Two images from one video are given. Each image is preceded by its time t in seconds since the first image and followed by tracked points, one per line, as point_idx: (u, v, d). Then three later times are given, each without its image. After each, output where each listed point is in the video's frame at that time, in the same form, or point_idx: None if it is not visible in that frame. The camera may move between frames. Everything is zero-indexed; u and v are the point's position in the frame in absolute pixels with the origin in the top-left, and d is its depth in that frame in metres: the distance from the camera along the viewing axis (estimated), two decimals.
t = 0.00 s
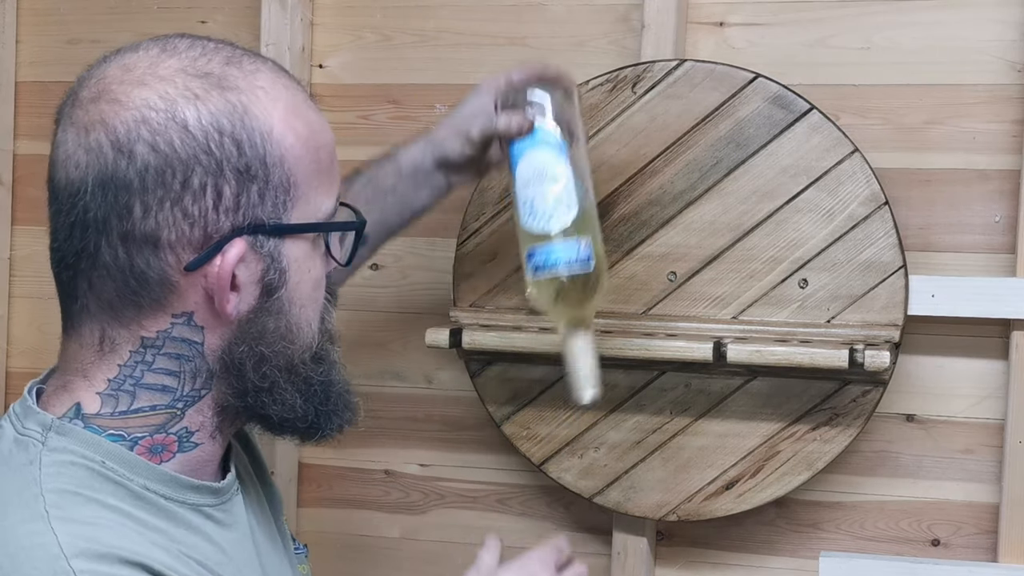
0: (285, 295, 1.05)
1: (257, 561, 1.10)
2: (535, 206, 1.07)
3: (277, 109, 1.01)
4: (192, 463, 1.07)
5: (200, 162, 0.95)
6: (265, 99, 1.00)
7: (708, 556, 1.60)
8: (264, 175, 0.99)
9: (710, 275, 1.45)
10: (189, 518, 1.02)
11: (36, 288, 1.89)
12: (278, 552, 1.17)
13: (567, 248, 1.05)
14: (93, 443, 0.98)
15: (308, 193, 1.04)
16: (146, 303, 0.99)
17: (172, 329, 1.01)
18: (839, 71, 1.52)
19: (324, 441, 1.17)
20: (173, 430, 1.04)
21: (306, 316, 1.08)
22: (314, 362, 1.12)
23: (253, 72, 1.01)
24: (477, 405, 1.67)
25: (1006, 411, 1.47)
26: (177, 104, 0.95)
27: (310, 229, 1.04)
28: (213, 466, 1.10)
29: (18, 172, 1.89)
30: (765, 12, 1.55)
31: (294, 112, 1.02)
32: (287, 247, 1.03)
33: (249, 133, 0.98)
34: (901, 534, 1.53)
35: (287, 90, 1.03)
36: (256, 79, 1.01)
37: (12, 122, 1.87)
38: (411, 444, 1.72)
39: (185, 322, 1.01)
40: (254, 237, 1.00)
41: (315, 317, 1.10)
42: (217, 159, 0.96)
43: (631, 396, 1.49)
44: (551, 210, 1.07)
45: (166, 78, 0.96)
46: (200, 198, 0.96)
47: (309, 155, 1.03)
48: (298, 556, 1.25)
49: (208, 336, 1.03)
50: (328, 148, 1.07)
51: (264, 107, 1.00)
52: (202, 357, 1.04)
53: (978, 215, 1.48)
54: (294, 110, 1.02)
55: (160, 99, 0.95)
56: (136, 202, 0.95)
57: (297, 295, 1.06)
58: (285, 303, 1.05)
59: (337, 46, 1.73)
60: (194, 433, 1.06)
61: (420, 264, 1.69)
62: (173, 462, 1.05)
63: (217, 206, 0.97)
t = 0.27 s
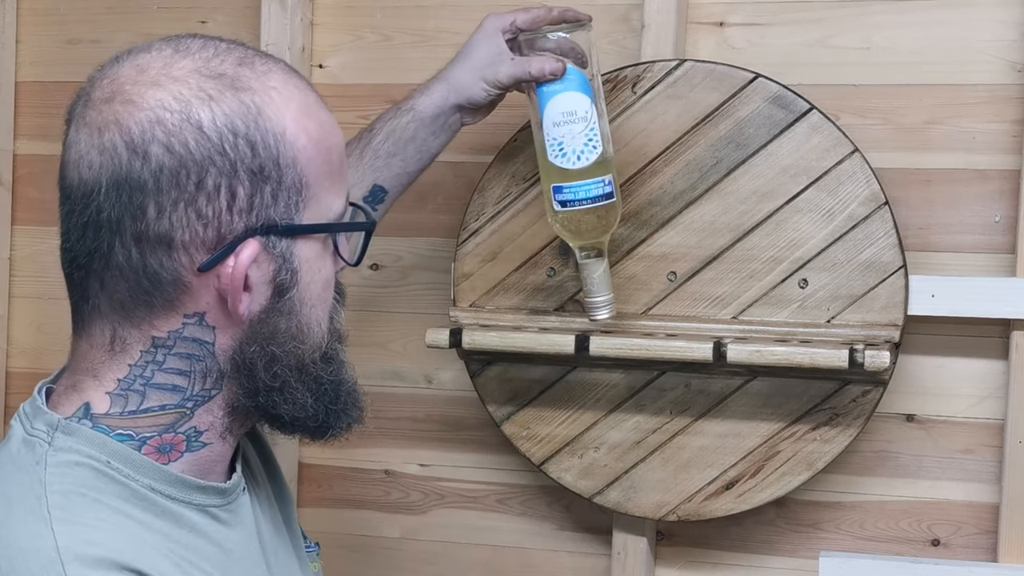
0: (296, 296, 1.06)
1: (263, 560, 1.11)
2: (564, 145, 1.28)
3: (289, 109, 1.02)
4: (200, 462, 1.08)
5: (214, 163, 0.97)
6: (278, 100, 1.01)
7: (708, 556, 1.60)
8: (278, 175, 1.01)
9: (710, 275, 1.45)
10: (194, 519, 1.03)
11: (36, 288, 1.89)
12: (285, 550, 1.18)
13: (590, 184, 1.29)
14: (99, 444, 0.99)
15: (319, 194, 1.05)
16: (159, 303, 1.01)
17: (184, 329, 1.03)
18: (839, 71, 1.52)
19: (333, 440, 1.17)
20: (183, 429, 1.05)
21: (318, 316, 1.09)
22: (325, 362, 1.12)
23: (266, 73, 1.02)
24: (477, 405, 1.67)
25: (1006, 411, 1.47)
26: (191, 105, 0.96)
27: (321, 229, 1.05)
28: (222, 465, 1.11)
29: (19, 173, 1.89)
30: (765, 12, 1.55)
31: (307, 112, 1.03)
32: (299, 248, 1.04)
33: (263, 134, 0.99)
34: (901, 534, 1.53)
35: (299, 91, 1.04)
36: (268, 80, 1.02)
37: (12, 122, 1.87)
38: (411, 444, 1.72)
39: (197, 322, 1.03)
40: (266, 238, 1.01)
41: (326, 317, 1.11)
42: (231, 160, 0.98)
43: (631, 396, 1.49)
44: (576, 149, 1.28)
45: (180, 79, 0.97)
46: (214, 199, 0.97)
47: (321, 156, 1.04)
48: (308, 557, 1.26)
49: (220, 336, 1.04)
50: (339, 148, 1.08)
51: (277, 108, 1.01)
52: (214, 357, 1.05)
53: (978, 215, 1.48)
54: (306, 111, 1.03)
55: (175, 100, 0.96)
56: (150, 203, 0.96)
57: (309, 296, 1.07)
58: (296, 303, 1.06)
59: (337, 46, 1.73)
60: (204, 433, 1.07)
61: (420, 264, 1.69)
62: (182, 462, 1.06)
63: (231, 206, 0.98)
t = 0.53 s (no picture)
0: (299, 293, 1.06)
1: (265, 556, 1.11)
2: (572, 162, 1.29)
3: (291, 107, 1.02)
4: (203, 459, 1.08)
5: (216, 161, 0.97)
6: (279, 98, 1.01)
7: (708, 556, 1.60)
8: (279, 173, 1.01)
9: (710, 275, 1.45)
10: (195, 515, 1.03)
11: (36, 288, 1.89)
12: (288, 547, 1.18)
13: (594, 201, 1.30)
14: (101, 439, 0.99)
15: (321, 191, 1.05)
16: (162, 300, 1.01)
17: (185, 327, 1.03)
18: (839, 71, 1.52)
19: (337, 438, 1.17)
20: (186, 425, 1.05)
21: (320, 313, 1.09)
22: (327, 359, 1.12)
23: (267, 71, 1.02)
24: (477, 405, 1.67)
25: (1006, 411, 1.47)
26: (192, 103, 0.96)
27: (323, 227, 1.05)
28: (225, 462, 1.11)
29: (19, 173, 1.89)
30: (765, 12, 1.55)
31: (308, 110, 1.03)
32: (301, 244, 1.04)
33: (264, 132, 0.99)
34: (901, 534, 1.53)
35: (301, 89, 1.04)
36: (270, 78, 1.02)
37: (12, 122, 1.87)
38: (411, 444, 1.72)
39: (199, 319, 1.03)
40: (269, 236, 1.01)
41: (328, 315, 1.11)
42: (233, 158, 0.98)
43: (631, 396, 1.49)
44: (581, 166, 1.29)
45: (182, 78, 0.97)
46: (216, 197, 0.97)
47: (323, 154, 1.04)
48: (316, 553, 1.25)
49: (223, 333, 1.04)
50: (340, 146, 1.08)
51: (279, 106, 1.01)
52: (216, 354, 1.05)
53: (978, 215, 1.48)
54: (308, 109, 1.03)
55: (177, 99, 0.96)
56: (152, 201, 0.96)
57: (311, 293, 1.07)
58: (298, 300, 1.06)
59: (337, 46, 1.73)
60: (206, 429, 1.07)
61: (420, 264, 1.69)
62: (184, 458, 1.06)
63: (233, 204, 0.98)
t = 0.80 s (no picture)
0: (292, 290, 1.06)
1: (264, 554, 1.10)
2: (581, 182, 1.31)
3: (281, 105, 1.02)
4: (200, 457, 1.08)
5: (207, 160, 0.97)
6: (269, 96, 1.01)
7: (708, 556, 1.60)
8: (270, 171, 1.01)
9: (710, 275, 1.45)
10: (193, 512, 1.03)
11: (36, 288, 1.89)
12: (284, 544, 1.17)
13: (600, 223, 1.32)
14: (99, 438, 0.99)
15: (313, 188, 1.05)
16: (156, 299, 1.01)
17: (181, 325, 1.03)
18: (839, 71, 1.52)
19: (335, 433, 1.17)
20: (183, 424, 1.05)
21: (315, 310, 1.09)
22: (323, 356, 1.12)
23: (257, 70, 1.02)
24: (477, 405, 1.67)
25: (1006, 411, 1.47)
26: (182, 103, 0.96)
27: (316, 224, 1.05)
28: (222, 460, 1.11)
29: (19, 173, 1.89)
30: (766, 12, 1.55)
31: (299, 108, 1.03)
32: (295, 242, 1.04)
33: (255, 130, 0.99)
34: (901, 534, 1.53)
35: (291, 87, 1.04)
36: (259, 76, 1.02)
37: (12, 122, 1.87)
38: (411, 444, 1.72)
39: (195, 318, 1.03)
40: (261, 233, 1.01)
41: (323, 312, 1.11)
42: (223, 156, 0.98)
43: (631, 396, 1.49)
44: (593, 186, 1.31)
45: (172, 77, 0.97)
46: (208, 195, 0.98)
47: (314, 151, 1.04)
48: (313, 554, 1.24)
49: (218, 331, 1.04)
50: (332, 143, 1.08)
51: (269, 104, 1.01)
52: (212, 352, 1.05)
53: (978, 215, 1.48)
54: (298, 106, 1.04)
55: (166, 98, 0.96)
56: (145, 200, 0.96)
57: (305, 290, 1.07)
58: (292, 297, 1.06)
59: (338, 46, 1.73)
60: (203, 427, 1.06)
61: (420, 264, 1.69)
62: (181, 456, 1.06)
63: (225, 202, 0.99)
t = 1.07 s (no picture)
0: (290, 285, 1.06)
1: (263, 549, 1.10)
2: (592, 137, 1.27)
3: (277, 102, 1.02)
4: (200, 454, 1.08)
5: (204, 156, 0.97)
6: (265, 93, 1.01)
7: (708, 556, 1.60)
8: (267, 167, 1.01)
9: (710, 275, 1.45)
10: (193, 507, 1.03)
11: (36, 288, 1.89)
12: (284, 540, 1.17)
13: (613, 175, 1.29)
14: (99, 431, 0.98)
15: (310, 184, 1.05)
16: (155, 296, 1.01)
17: (180, 322, 1.03)
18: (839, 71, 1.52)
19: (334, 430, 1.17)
20: (183, 419, 1.05)
21: (312, 306, 1.09)
22: (321, 351, 1.12)
23: (252, 67, 1.03)
24: (477, 405, 1.67)
25: (1006, 411, 1.47)
26: (178, 100, 0.96)
27: (313, 220, 1.05)
28: (222, 456, 1.11)
29: (19, 172, 1.89)
30: (765, 12, 1.55)
31: (294, 104, 1.04)
32: (291, 237, 1.05)
33: (250, 126, 0.99)
34: (901, 534, 1.53)
35: (286, 84, 1.04)
36: (254, 73, 1.02)
37: (12, 122, 1.87)
38: (410, 444, 1.72)
39: (194, 314, 1.03)
40: (259, 229, 1.01)
41: (321, 308, 1.11)
42: (220, 153, 0.98)
43: (631, 396, 1.49)
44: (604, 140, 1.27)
45: (168, 75, 0.97)
46: (205, 191, 0.98)
47: (310, 147, 1.05)
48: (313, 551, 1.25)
49: (217, 327, 1.04)
50: (328, 139, 1.08)
51: (264, 101, 1.01)
52: (211, 348, 1.05)
53: (978, 215, 1.48)
54: (294, 103, 1.04)
55: (163, 95, 0.96)
56: (142, 197, 0.96)
57: (302, 286, 1.07)
58: (290, 292, 1.06)
59: (338, 46, 1.73)
60: (202, 423, 1.06)
61: (420, 264, 1.69)
62: (181, 451, 1.05)
63: (222, 198, 0.99)
